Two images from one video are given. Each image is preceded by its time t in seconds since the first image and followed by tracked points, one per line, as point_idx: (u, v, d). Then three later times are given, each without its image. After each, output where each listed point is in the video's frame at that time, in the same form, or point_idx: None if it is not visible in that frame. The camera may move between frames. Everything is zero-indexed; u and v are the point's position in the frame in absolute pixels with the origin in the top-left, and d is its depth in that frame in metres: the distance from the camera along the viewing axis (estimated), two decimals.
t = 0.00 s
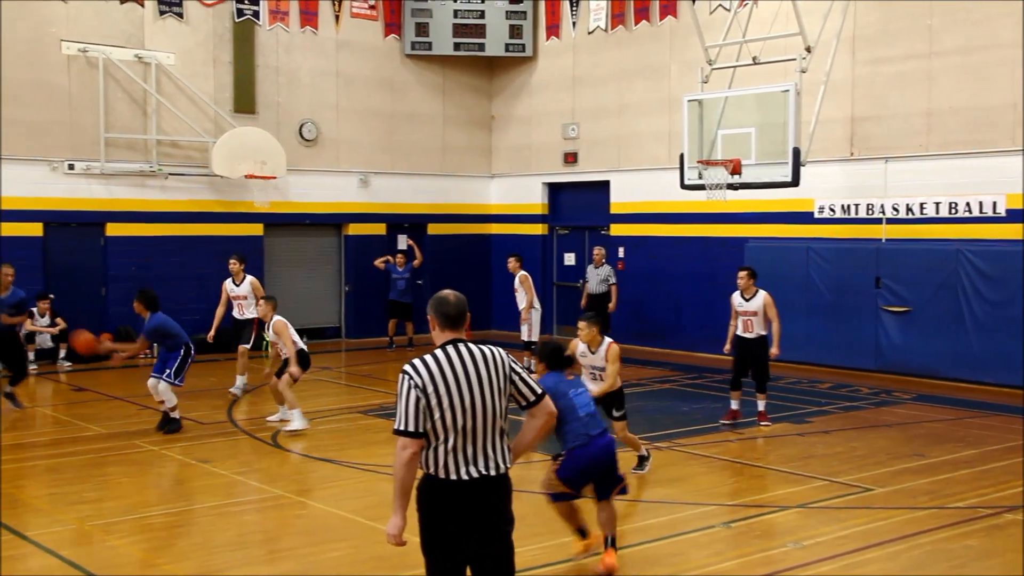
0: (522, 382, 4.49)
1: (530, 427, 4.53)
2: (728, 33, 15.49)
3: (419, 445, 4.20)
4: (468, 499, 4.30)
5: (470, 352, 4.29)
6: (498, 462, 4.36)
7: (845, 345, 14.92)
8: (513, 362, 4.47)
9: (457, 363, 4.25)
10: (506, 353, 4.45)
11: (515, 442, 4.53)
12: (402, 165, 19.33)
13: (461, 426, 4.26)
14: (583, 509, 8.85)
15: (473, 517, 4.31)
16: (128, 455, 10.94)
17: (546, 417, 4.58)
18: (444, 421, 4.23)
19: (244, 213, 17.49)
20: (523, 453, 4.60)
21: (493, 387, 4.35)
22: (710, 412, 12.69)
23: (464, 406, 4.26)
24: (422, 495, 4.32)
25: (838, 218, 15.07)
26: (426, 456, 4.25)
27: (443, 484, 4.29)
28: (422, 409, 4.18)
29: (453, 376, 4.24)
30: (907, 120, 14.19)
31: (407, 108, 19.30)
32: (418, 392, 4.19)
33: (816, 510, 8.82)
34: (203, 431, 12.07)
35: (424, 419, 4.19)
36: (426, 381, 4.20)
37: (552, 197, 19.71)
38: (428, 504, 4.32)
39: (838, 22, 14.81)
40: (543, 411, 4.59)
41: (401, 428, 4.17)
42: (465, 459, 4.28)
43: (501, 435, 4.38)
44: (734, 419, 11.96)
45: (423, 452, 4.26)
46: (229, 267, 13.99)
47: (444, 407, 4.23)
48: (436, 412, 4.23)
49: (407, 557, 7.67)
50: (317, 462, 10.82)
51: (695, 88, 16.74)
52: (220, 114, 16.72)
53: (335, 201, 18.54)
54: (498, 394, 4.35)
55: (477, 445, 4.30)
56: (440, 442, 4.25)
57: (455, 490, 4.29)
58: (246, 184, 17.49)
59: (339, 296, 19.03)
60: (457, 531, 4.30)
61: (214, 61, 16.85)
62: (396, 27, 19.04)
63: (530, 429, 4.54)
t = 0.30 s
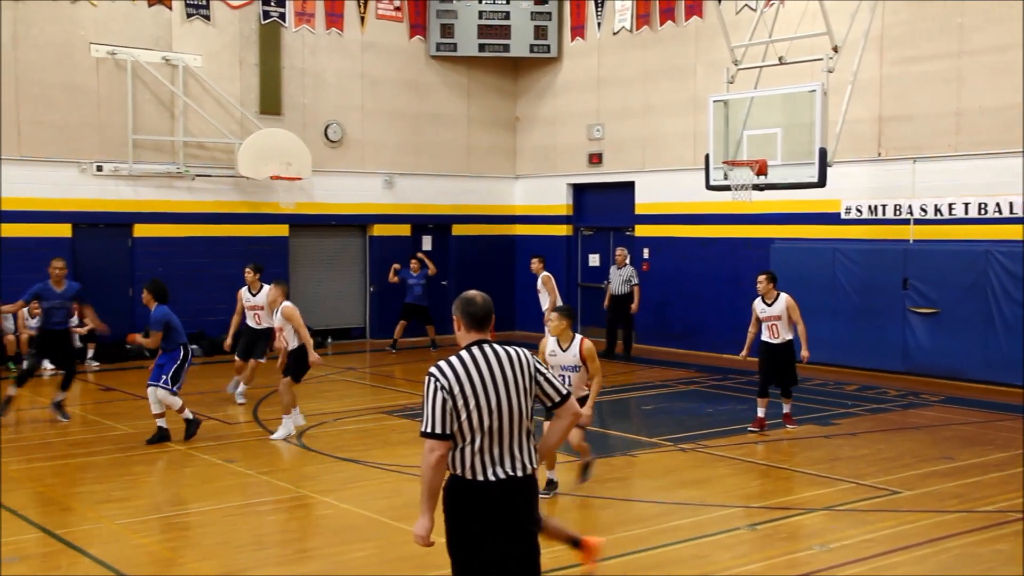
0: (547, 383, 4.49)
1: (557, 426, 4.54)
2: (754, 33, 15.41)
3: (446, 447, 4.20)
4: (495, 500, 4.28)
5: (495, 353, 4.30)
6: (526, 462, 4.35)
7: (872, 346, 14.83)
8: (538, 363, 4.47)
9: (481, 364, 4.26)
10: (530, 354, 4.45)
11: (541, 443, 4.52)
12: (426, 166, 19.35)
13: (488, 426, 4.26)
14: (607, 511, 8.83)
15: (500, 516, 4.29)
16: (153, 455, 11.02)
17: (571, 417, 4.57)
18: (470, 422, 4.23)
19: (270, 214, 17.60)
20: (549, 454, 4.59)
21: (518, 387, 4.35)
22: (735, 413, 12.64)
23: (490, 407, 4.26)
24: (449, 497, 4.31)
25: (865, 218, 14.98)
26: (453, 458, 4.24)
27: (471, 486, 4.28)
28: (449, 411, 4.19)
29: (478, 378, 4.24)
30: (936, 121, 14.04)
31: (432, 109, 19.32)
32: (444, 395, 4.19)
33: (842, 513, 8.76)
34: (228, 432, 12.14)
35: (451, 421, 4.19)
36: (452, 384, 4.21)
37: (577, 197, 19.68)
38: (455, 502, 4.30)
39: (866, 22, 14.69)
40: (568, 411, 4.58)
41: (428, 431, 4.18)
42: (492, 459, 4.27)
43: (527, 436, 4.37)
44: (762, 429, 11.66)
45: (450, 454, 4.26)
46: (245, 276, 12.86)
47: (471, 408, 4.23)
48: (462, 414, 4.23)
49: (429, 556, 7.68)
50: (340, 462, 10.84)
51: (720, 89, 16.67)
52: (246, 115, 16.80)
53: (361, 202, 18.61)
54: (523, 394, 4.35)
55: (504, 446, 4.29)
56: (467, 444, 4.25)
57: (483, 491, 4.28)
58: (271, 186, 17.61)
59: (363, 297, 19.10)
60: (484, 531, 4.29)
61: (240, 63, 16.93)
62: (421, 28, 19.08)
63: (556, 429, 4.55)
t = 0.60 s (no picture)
0: (565, 381, 4.48)
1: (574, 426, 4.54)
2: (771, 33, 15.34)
3: (464, 448, 4.18)
4: (515, 503, 4.30)
5: (511, 353, 4.29)
6: (542, 464, 4.35)
7: (890, 347, 14.75)
8: (554, 362, 4.46)
9: (500, 364, 4.25)
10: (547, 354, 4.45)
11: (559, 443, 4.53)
12: (443, 167, 19.38)
13: (506, 426, 4.25)
14: (622, 512, 8.80)
15: (519, 518, 4.30)
16: (171, 454, 11.10)
17: (589, 415, 4.56)
18: (489, 421, 4.22)
19: (288, 215, 17.67)
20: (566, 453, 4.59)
21: (537, 388, 4.34)
22: (753, 414, 12.60)
23: (507, 408, 4.24)
24: (468, 499, 4.31)
25: (883, 218, 14.88)
26: (472, 457, 4.23)
27: (489, 487, 4.28)
28: (468, 411, 4.18)
29: (497, 378, 4.23)
30: (956, 120, 13.93)
31: (448, 109, 19.36)
32: (462, 395, 4.18)
33: (862, 514, 8.72)
34: (246, 431, 12.21)
35: (470, 420, 4.18)
36: (470, 382, 4.20)
37: (594, 198, 19.65)
38: (472, 506, 4.29)
39: (883, 21, 14.61)
40: (586, 409, 4.58)
41: (448, 430, 4.16)
42: (509, 461, 4.27)
43: (545, 435, 4.37)
44: (779, 429, 11.63)
45: (468, 454, 4.25)
46: (260, 276, 12.75)
47: (488, 408, 4.21)
48: (481, 413, 4.22)
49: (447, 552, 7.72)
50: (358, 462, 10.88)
51: (737, 89, 16.63)
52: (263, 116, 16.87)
53: (378, 202, 18.65)
54: (541, 394, 4.34)
55: (521, 448, 4.28)
56: (485, 444, 4.24)
57: (502, 492, 4.28)
58: (289, 186, 17.66)
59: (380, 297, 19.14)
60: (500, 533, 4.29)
61: (258, 65, 17.02)
62: (438, 29, 19.11)
63: (573, 429, 4.54)
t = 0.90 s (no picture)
0: (665, 393, 4.81)
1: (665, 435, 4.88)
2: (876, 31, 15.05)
3: (569, 442, 4.57)
4: (612, 497, 4.69)
5: (611, 361, 4.68)
6: (635, 463, 4.73)
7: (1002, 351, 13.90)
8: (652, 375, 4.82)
9: (602, 369, 4.66)
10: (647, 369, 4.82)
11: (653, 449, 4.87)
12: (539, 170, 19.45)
13: (608, 425, 4.63)
14: (726, 517, 8.73)
15: (610, 511, 4.68)
16: (272, 452, 11.34)
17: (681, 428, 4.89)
18: (594, 418, 4.62)
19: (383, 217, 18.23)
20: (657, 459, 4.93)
21: (634, 393, 4.72)
22: (859, 419, 12.41)
23: (610, 408, 4.64)
24: (570, 491, 4.68)
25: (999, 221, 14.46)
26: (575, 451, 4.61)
27: (589, 479, 4.66)
28: (574, 406, 4.60)
29: (599, 381, 4.63)
30: None
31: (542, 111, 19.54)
32: (570, 393, 4.60)
33: (975, 525, 8.49)
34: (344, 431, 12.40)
35: (576, 415, 4.59)
36: (576, 382, 4.62)
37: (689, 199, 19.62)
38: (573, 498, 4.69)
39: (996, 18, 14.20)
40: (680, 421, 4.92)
41: (553, 425, 4.57)
42: (606, 457, 4.65)
43: (639, 439, 4.74)
44: (889, 435, 11.51)
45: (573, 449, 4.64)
46: (368, 280, 12.59)
47: (591, 407, 4.61)
48: (587, 411, 4.62)
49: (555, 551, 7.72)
50: (452, 462, 10.92)
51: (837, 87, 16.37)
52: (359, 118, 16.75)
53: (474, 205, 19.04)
54: (640, 399, 4.71)
55: (619, 445, 4.67)
56: (587, 440, 4.63)
57: (600, 485, 4.67)
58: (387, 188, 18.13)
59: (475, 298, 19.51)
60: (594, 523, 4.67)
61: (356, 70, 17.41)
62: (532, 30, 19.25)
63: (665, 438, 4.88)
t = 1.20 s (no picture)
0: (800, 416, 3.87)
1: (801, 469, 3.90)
2: None
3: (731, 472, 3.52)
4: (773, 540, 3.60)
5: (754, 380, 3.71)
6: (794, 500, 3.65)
7: None
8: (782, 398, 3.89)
9: (746, 393, 3.61)
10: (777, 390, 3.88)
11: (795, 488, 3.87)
12: (719, 171, 19.47)
13: (769, 451, 3.60)
14: (918, 533, 7.77)
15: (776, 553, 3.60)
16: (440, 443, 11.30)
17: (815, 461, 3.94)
18: (754, 444, 3.57)
19: (562, 221, 18.34)
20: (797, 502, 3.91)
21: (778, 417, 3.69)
22: None
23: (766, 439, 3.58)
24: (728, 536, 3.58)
25: None
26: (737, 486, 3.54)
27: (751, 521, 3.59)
28: (731, 430, 3.54)
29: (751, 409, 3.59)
30: None
31: (726, 112, 19.32)
32: (723, 414, 3.56)
33: None
34: (515, 429, 12.22)
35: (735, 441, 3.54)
36: (729, 402, 3.58)
37: (882, 201, 18.60)
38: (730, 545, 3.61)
39: None
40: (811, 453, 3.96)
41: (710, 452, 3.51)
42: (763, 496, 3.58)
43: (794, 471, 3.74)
44: None
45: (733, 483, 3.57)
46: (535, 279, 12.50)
47: (749, 430, 3.57)
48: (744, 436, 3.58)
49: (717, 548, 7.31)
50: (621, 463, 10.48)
51: None
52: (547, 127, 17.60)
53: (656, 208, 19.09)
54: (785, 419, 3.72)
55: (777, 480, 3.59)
56: (747, 471, 3.57)
57: (764, 527, 3.59)
58: (567, 193, 18.37)
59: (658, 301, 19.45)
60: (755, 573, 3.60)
61: (538, 75, 17.83)
62: (715, 31, 19.10)
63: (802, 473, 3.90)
